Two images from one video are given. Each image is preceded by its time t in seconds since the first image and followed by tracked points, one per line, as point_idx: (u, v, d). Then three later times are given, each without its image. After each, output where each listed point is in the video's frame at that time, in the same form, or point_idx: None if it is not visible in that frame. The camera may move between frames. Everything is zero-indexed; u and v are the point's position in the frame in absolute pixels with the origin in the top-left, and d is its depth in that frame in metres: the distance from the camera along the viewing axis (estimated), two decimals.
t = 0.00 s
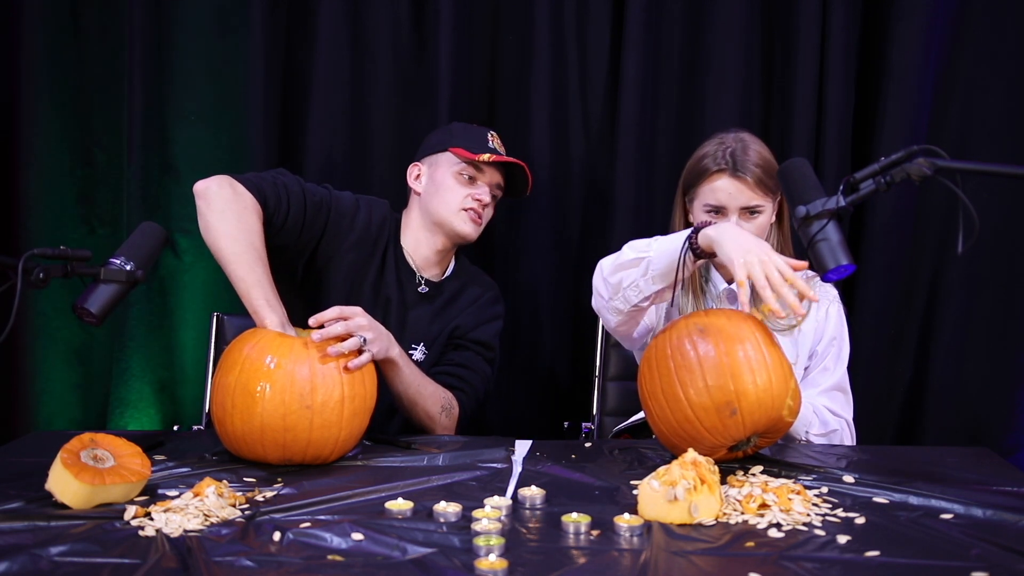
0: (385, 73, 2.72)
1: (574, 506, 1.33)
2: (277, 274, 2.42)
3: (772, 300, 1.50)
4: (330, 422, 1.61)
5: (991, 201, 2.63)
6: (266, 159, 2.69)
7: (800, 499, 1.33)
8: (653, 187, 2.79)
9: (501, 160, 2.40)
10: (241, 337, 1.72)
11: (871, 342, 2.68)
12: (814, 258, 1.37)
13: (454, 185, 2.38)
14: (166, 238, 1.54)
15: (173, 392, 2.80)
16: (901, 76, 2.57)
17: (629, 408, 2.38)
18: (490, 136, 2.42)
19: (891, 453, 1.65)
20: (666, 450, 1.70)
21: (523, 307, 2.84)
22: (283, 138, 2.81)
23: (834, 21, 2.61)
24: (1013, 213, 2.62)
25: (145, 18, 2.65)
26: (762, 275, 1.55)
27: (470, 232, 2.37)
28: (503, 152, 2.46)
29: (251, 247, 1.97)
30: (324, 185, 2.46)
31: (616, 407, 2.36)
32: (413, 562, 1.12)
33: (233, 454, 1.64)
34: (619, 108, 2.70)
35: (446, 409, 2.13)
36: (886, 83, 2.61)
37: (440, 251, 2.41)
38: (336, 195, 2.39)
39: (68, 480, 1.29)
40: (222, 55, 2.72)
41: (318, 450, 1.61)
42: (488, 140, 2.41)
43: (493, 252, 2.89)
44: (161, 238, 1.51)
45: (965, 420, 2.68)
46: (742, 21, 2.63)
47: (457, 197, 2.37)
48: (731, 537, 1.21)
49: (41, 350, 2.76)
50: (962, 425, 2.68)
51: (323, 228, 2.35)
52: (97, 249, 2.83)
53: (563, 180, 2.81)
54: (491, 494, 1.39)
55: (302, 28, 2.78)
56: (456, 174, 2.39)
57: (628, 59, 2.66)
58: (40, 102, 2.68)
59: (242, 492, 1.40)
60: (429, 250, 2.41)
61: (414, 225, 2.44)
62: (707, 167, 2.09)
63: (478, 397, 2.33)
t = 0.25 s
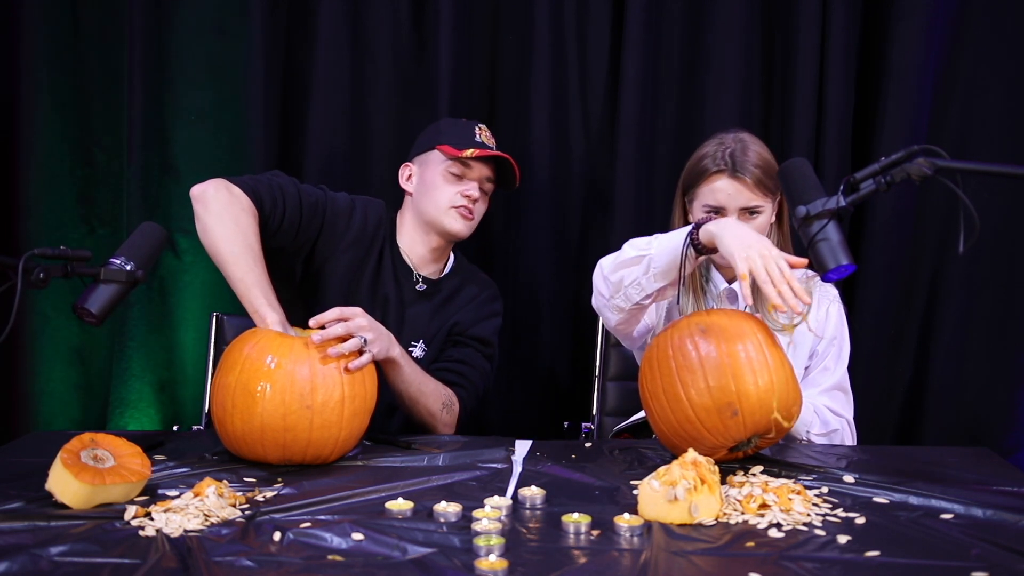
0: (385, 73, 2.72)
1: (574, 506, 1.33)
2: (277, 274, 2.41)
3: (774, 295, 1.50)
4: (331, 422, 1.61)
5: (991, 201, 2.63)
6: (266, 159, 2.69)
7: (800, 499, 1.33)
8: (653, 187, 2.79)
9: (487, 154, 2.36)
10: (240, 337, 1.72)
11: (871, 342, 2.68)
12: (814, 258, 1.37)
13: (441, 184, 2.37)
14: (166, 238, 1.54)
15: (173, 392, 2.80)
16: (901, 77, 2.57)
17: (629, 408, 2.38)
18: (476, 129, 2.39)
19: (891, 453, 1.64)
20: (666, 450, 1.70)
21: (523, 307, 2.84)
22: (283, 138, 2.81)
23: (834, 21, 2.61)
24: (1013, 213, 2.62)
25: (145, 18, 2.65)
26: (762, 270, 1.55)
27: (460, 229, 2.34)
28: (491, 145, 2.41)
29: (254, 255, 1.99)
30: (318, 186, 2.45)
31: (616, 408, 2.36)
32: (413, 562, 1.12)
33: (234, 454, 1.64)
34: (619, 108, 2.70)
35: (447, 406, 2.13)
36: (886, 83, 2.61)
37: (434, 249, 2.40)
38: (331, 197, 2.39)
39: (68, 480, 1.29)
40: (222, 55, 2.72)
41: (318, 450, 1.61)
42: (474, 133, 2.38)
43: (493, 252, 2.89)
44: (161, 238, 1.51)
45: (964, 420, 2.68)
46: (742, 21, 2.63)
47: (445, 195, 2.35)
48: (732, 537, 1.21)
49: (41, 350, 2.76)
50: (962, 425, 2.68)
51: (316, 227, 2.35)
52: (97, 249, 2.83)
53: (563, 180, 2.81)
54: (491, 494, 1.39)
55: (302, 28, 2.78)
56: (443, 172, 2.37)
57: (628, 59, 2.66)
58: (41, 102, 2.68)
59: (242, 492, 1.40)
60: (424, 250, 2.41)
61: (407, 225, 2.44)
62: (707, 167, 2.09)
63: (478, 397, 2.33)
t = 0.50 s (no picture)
0: (385, 73, 2.72)
1: (574, 506, 1.33)
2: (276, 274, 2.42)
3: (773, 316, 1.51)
4: (331, 422, 1.61)
5: (992, 201, 2.63)
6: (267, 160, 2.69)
7: (800, 499, 1.33)
8: (653, 187, 2.79)
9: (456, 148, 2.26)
10: (240, 337, 1.72)
11: (871, 342, 2.67)
12: (814, 258, 1.37)
13: (414, 182, 2.30)
14: (166, 238, 1.54)
15: (173, 391, 2.80)
16: (901, 77, 2.57)
17: (629, 408, 2.38)
18: (443, 122, 2.28)
19: (891, 453, 1.65)
20: (666, 450, 1.70)
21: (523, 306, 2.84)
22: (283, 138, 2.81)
23: (834, 22, 2.61)
24: (1013, 213, 2.62)
25: (145, 18, 2.65)
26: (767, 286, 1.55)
27: (435, 227, 2.27)
28: (461, 137, 2.29)
29: (253, 229, 1.99)
30: (301, 188, 2.45)
31: (616, 408, 2.36)
32: (413, 562, 1.12)
33: (234, 454, 1.64)
34: (619, 109, 2.70)
35: (450, 403, 2.12)
36: (886, 83, 2.61)
37: (419, 246, 2.36)
38: (315, 199, 2.39)
39: (68, 479, 1.29)
40: (221, 56, 2.72)
41: (318, 450, 1.61)
42: (441, 126, 2.28)
43: (493, 252, 2.89)
44: (161, 238, 1.51)
45: (964, 420, 2.69)
46: (742, 21, 2.63)
47: (417, 194, 2.29)
48: (731, 537, 1.21)
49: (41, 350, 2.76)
50: (962, 425, 2.68)
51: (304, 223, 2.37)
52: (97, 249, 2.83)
53: (562, 180, 2.81)
54: (491, 494, 1.39)
55: (302, 28, 2.77)
56: (415, 169, 2.29)
57: (628, 59, 2.66)
58: (41, 102, 2.68)
59: (242, 492, 1.40)
60: (409, 246, 2.38)
61: (392, 222, 2.41)
62: (707, 169, 2.09)
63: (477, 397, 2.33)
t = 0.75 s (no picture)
0: (385, 73, 2.72)
1: (574, 506, 1.33)
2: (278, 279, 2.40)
3: (769, 306, 1.51)
4: (331, 422, 1.61)
5: (992, 201, 2.63)
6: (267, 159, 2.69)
7: (801, 499, 1.33)
8: (653, 187, 2.79)
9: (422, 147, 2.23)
10: (240, 337, 1.72)
11: (871, 342, 2.67)
12: (814, 258, 1.37)
13: (387, 183, 2.27)
14: (166, 238, 1.53)
15: (173, 391, 2.80)
16: (901, 77, 2.57)
17: (629, 408, 2.38)
18: (409, 119, 2.28)
19: (891, 453, 1.65)
20: (666, 450, 1.70)
21: (523, 306, 2.84)
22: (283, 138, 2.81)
23: (834, 22, 2.61)
24: (1013, 213, 2.62)
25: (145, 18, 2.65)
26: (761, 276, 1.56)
27: (412, 225, 2.23)
28: (427, 131, 2.28)
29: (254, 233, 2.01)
30: (291, 195, 2.44)
31: (615, 408, 2.36)
32: (413, 562, 1.12)
33: (234, 454, 1.64)
34: (619, 109, 2.70)
35: (450, 403, 2.12)
36: (886, 83, 2.61)
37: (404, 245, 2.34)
38: (306, 203, 2.37)
39: (68, 479, 1.29)
40: (221, 56, 2.72)
41: (318, 450, 1.61)
42: (407, 123, 2.28)
43: (493, 252, 2.89)
44: (161, 238, 1.51)
45: (964, 420, 2.69)
46: (742, 21, 2.63)
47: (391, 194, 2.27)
48: (731, 537, 1.21)
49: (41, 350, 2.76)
50: (961, 425, 2.68)
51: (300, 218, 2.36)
52: (97, 248, 2.83)
53: (562, 180, 2.81)
54: (491, 494, 1.39)
55: (302, 27, 2.77)
56: (385, 171, 2.27)
57: (628, 59, 2.66)
58: (41, 102, 2.68)
59: (242, 492, 1.40)
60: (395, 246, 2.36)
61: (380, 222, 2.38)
62: (706, 168, 2.09)
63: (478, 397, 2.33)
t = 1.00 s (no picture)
0: (385, 73, 2.72)
1: (574, 506, 1.33)
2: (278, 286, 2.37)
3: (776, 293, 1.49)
4: (330, 422, 1.61)
5: (992, 201, 2.63)
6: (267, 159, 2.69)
7: (801, 499, 1.33)
8: (653, 187, 2.79)
9: (392, 159, 2.21)
10: (240, 337, 1.71)
11: (871, 342, 2.67)
12: (814, 258, 1.37)
13: (374, 195, 2.30)
14: (166, 238, 1.53)
15: (173, 391, 2.80)
16: (901, 77, 2.57)
17: (629, 408, 2.38)
18: (379, 128, 2.27)
19: (890, 453, 1.65)
20: (666, 450, 1.70)
21: (523, 306, 2.83)
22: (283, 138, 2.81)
23: (834, 22, 2.61)
24: (1013, 213, 2.62)
25: (145, 17, 2.64)
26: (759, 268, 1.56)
27: (405, 232, 2.27)
28: (399, 136, 2.27)
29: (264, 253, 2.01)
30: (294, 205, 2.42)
31: (615, 408, 2.36)
32: (413, 562, 1.12)
33: (233, 454, 1.64)
34: (619, 108, 2.70)
35: (450, 402, 2.12)
36: (886, 83, 2.61)
37: (403, 249, 2.36)
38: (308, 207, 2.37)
39: (68, 479, 1.29)
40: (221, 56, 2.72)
41: (318, 450, 1.61)
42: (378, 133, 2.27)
43: (493, 252, 2.89)
44: (161, 238, 1.51)
45: (965, 420, 2.69)
46: (742, 20, 2.63)
47: (380, 205, 2.30)
48: (731, 537, 1.21)
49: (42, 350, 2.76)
50: (961, 425, 2.68)
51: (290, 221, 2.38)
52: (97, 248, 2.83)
53: (562, 180, 2.81)
54: (491, 494, 1.39)
55: (302, 27, 2.77)
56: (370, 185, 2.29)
57: (628, 59, 2.66)
58: (41, 103, 2.68)
59: (242, 492, 1.40)
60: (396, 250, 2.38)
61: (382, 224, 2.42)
62: (703, 168, 2.09)
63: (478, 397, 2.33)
